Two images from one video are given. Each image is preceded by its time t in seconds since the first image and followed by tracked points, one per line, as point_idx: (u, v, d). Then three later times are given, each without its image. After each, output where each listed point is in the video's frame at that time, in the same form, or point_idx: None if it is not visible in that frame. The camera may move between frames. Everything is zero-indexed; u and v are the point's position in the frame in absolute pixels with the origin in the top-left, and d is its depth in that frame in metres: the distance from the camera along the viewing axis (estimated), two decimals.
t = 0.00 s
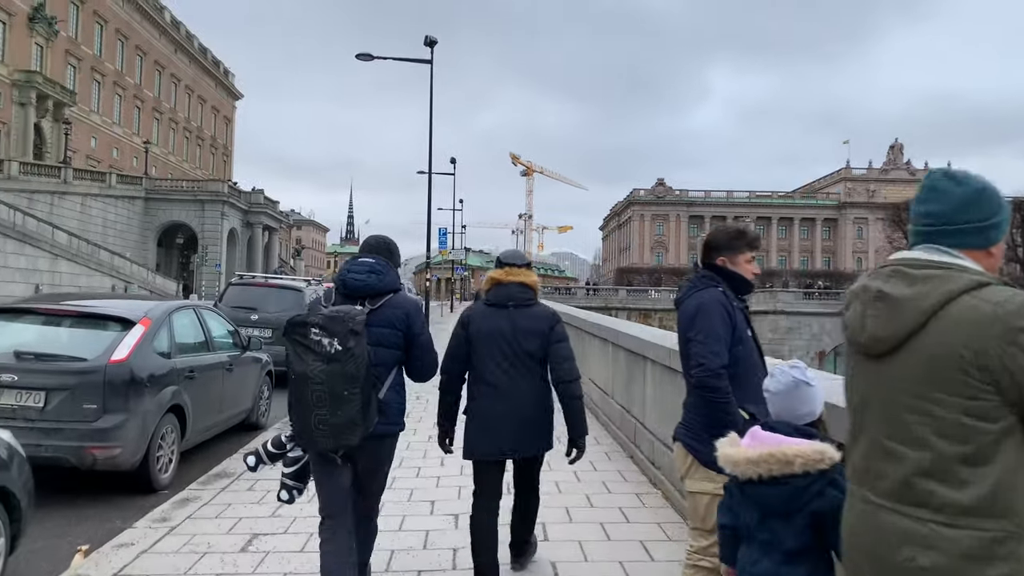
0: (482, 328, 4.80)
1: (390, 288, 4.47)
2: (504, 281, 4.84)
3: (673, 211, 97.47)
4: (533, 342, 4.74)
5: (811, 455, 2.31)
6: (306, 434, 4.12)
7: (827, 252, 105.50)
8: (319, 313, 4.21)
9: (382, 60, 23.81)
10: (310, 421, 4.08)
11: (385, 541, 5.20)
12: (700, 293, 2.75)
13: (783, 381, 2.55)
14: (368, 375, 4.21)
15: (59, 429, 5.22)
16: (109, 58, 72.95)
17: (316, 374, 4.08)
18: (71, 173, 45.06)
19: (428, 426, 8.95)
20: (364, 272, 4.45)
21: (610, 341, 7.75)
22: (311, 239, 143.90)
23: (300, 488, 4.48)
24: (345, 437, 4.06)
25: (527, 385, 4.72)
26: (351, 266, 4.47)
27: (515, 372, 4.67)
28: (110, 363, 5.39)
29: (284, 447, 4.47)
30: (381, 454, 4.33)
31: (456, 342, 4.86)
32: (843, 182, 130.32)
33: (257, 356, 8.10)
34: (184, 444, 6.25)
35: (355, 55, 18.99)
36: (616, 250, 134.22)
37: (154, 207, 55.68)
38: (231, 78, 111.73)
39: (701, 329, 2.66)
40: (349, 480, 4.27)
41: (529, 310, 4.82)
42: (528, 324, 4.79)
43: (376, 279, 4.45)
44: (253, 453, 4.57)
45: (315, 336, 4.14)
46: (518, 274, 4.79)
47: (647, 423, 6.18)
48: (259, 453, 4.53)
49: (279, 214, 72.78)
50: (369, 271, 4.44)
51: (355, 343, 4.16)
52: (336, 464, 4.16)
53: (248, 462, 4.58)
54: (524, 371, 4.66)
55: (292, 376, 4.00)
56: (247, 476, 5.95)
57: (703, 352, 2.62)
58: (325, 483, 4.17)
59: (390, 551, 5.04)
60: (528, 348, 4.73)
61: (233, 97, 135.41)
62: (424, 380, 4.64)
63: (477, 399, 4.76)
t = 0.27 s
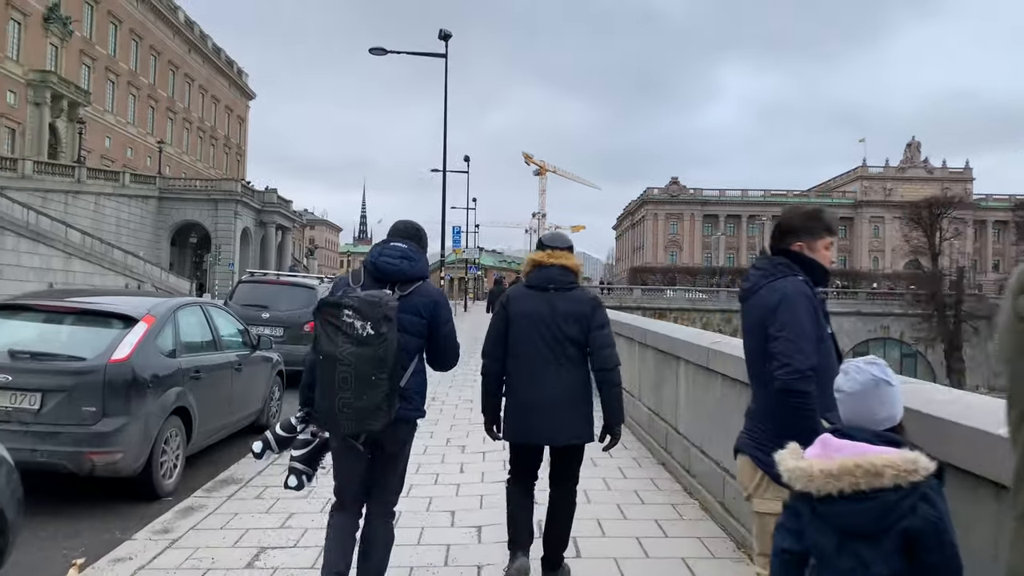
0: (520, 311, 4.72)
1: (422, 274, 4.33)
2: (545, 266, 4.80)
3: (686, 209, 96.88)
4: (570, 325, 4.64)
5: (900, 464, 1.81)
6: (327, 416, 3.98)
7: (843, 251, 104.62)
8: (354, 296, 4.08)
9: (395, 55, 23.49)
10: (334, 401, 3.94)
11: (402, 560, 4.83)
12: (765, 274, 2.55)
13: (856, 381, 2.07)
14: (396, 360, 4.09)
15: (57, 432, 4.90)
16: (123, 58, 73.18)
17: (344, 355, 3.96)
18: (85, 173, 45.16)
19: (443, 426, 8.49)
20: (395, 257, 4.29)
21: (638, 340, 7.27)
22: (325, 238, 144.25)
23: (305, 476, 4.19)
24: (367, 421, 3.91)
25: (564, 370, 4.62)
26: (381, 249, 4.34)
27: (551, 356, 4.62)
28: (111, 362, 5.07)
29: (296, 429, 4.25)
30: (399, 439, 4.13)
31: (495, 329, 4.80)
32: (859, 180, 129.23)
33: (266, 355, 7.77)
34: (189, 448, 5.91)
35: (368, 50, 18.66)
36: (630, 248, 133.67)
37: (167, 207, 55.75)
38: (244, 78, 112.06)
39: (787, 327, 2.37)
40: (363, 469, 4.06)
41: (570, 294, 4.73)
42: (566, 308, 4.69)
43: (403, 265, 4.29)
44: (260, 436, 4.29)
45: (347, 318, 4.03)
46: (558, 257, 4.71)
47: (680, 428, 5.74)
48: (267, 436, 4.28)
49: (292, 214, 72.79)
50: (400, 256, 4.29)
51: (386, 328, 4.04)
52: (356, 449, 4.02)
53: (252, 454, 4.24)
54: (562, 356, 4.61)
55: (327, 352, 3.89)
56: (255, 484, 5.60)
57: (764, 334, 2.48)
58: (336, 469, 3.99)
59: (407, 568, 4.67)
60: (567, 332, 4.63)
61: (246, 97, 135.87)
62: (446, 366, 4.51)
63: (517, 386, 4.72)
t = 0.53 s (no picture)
0: (557, 320, 4.93)
1: (444, 282, 3.99)
2: (578, 274, 5.01)
3: (699, 209, 96.33)
4: (610, 335, 4.89)
5: None
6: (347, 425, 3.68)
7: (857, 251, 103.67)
8: (376, 300, 3.78)
9: (407, 52, 23.15)
10: (355, 409, 3.63)
11: None
12: (848, 272, 2.43)
13: (994, 410, 1.88)
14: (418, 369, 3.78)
15: (49, 446, 4.60)
16: (135, 59, 73.35)
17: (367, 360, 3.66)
18: (97, 173, 45.21)
19: (458, 433, 8.08)
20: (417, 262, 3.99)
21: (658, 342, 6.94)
22: (337, 238, 144.41)
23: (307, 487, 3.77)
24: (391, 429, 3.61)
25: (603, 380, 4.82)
26: (403, 254, 4.06)
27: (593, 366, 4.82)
28: (109, 371, 4.77)
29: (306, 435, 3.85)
30: (420, 445, 3.78)
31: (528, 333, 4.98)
32: (873, 180, 128.08)
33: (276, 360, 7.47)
34: (193, 460, 5.59)
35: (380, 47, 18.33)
36: (642, 249, 133.07)
37: (180, 207, 55.77)
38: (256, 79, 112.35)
39: (918, 340, 2.20)
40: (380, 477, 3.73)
41: (603, 303, 4.98)
42: (604, 318, 4.91)
43: (428, 272, 3.98)
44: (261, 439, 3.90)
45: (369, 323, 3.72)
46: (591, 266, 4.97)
47: (714, 439, 5.35)
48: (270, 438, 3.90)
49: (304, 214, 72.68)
50: (424, 260, 3.99)
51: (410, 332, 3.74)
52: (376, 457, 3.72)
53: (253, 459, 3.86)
54: (600, 364, 4.82)
55: (349, 355, 3.58)
56: (259, 499, 5.26)
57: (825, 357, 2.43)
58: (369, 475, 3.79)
59: None
60: (607, 341, 4.87)
61: (258, 98, 136.23)
62: (466, 375, 4.22)
63: (547, 393, 4.89)
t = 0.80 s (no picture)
0: (579, 306, 5.08)
1: (457, 268, 3.70)
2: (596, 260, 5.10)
3: (709, 208, 95.62)
4: (633, 321, 5.03)
5: None
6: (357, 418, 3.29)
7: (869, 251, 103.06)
8: (386, 287, 3.43)
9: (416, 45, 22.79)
10: (365, 400, 3.25)
11: None
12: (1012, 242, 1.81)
13: None
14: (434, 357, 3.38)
15: (23, 453, 4.21)
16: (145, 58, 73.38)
17: (376, 348, 3.29)
18: (105, 171, 45.04)
19: (471, 437, 7.59)
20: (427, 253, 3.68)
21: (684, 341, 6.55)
22: (345, 238, 144.36)
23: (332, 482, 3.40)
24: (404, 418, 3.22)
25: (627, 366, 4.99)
26: (415, 243, 3.78)
27: (615, 351, 4.98)
28: (90, 371, 4.36)
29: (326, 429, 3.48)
30: (436, 444, 3.42)
31: (550, 322, 5.15)
32: (885, 179, 127.29)
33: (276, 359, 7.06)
34: (185, 467, 5.18)
35: (389, 39, 17.92)
36: (652, 248, 132.40)
37: (188, 206, 55.57)
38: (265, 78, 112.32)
39: None
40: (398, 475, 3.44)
41: (624, 287, 5.12)
42: (625, 302, 5.07)
43: (438, 261, 3.65)
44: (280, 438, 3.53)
45: (380, 310, 3.36)
46: (610, 249, 5.09)
47: (749, 445, 4.93)
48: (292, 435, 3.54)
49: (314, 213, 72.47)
50: (433, 248, 3.68)
51: (423, 315, 3.37)
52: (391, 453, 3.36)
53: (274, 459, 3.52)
54: (625, 349, 5.00)
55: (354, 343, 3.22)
56: (256, 510, 4.86)
57: (912, 352, 1.95)
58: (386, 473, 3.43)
59: None
60: (629, 326, 5.02)
61: (267, 96, 136.55)
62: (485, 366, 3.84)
63: (573, 379, 5.06)
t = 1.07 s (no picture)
0: (594, 315, 4.28)
1: (474, 273, 3.55)
2: (619, 268, 4.38)
3: (715, 209, 95.09)
4: (654, 333, 4.23)
5: None
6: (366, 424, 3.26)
7: (876, 251, 102.36)
8: (398, 288, 3.38)
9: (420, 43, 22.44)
10: (373, 405, 3.23)
11: None
12: None
13: None
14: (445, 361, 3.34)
15: None
16: (149, 59, 73.26)
17: (384, 350, 3.25)
18: (108, 172, 44.84)
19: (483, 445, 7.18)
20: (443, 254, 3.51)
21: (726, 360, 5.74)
22: (350, 238, 144.15)
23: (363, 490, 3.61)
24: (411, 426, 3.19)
25: (644, 382, 4.19)
26: (433, 247, 3.71)
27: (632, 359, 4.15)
28: (63, 388, 4.00)
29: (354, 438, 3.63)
30: (455, 451, 3.39)
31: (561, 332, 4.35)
32: (893, 178, 126.53)
33: (270, 370, 6.60)
34: (171, 489, 4.83)
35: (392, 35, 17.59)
36: (658, 248, 131.79)
37: (192, 206, 55.36)
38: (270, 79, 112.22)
39: None
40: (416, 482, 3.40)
41: (648, 298, 4.32)
42: (647, 314, 4.28)
43: (451, 262, 3.51)
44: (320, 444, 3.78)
45: (390, 313, 3.33)
46: (635, 257, 4.32)
47: (782, 468, 4.51)
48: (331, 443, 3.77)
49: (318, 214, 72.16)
50: (449, 251, 3.52)
51: (435, 318, 3.31)
52: (404, 457, 3.36)
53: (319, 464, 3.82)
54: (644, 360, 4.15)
55: (367, 347, 3.19)
56: (246, 537, 4.48)
57: None
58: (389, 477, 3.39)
59: None
60: (648, 339, 4.23)
61: (272, 97, 136.46)
62: (501, 374, 3.75)
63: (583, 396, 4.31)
